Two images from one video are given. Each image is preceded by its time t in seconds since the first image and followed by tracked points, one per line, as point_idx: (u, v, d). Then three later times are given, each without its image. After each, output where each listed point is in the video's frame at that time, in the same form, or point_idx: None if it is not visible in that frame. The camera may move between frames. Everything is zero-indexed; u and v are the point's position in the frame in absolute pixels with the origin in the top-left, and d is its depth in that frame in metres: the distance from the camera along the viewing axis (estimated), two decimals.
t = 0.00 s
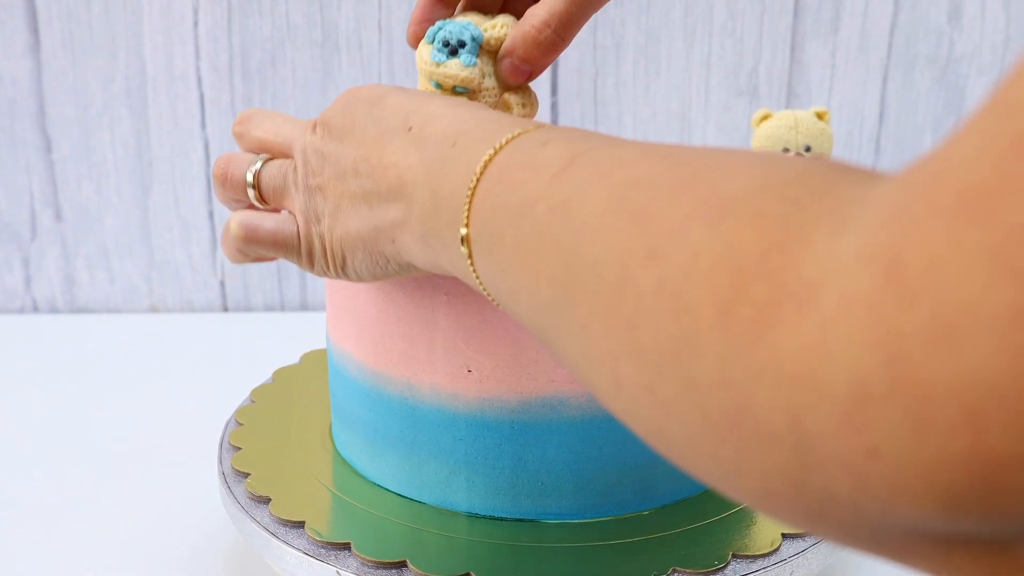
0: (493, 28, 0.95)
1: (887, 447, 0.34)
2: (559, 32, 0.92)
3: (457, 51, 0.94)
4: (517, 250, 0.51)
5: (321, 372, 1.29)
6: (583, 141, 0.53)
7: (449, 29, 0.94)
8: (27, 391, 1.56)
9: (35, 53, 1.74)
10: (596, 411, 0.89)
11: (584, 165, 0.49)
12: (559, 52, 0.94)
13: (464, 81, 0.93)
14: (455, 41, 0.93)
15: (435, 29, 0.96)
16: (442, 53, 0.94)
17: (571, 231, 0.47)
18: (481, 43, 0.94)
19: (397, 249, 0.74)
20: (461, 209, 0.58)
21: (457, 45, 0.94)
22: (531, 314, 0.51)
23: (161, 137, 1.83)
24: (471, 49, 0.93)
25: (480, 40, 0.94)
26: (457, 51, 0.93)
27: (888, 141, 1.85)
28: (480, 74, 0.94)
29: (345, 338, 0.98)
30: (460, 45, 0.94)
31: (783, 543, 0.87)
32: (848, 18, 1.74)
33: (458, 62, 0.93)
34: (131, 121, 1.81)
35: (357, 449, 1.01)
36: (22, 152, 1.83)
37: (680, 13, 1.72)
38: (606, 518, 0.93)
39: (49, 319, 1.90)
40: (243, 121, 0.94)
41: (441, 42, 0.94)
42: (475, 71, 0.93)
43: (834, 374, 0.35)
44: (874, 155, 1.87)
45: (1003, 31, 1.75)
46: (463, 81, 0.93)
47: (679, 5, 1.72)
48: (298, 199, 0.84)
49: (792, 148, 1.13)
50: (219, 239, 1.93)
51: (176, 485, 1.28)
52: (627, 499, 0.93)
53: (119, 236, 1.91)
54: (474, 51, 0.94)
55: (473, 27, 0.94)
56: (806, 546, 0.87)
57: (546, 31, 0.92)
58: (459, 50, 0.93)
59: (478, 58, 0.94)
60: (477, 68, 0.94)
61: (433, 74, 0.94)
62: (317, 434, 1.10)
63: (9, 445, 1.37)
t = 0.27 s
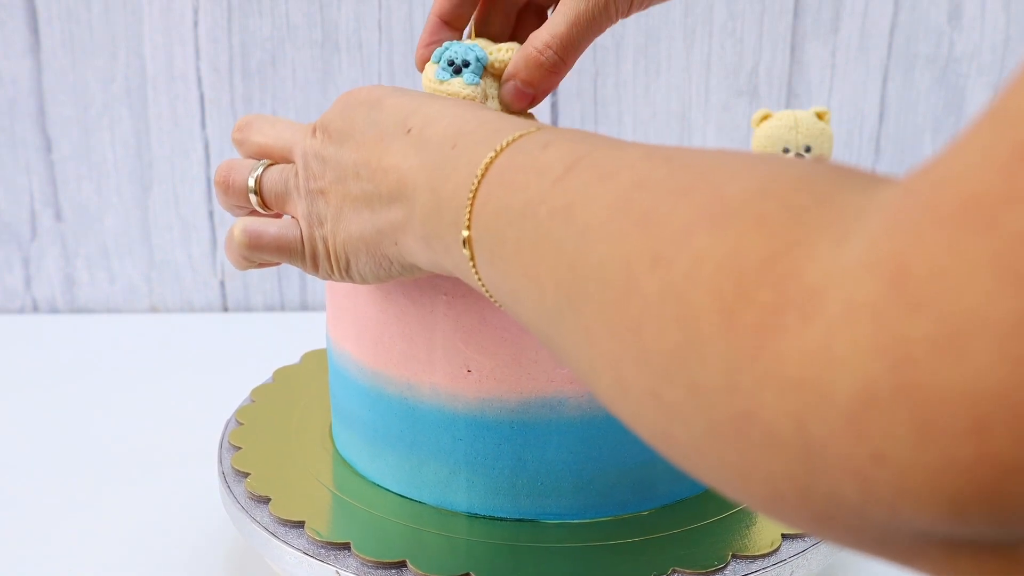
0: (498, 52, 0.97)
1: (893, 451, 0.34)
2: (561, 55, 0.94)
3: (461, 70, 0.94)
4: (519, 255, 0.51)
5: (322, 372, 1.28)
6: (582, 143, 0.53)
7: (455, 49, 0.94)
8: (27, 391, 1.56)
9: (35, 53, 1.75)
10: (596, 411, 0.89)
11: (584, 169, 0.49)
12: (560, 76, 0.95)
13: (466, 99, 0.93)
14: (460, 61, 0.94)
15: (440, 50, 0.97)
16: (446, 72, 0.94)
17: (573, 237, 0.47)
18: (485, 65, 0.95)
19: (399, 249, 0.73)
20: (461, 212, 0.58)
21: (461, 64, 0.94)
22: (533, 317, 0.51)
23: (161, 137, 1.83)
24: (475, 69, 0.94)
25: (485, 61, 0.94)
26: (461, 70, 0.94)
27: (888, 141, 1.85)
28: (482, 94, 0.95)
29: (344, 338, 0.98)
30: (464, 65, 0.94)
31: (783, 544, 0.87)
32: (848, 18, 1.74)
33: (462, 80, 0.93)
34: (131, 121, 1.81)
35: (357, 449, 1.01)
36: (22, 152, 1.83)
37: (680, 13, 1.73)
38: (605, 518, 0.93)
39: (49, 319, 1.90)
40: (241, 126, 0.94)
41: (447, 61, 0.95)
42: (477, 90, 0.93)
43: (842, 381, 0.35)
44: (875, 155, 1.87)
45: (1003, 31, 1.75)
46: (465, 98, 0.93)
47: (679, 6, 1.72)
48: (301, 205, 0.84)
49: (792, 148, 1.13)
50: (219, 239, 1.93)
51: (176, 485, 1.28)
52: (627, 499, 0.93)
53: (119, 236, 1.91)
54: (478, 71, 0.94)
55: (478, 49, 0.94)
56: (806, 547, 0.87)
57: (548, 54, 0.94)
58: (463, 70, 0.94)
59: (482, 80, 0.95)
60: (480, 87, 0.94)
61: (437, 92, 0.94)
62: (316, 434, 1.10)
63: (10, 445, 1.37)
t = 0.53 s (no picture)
0: (504, 58, 0.96)
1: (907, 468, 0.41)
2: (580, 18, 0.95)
3: (466, 72, 0.96)
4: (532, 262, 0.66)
5: (321, 372, 1.28)
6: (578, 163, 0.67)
7: (459, 52, 0.97)
8: (28, 390, 1.56)
9: (35, 53, 1.73)
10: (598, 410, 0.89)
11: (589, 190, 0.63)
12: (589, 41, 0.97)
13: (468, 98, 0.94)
14: (463, 62, 0.96)
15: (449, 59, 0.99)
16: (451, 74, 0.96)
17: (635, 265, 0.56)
18: (490, 68, 0.96)
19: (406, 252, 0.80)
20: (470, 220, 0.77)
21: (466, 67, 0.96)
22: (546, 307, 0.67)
23: (162, 137, 1.78)
24: (478, 70, 0.95)
25: (488, 64, 0.96)
26: (465, 72, 0.96)
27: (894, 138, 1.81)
28: (486, 98, 0.95)
29: (346, 338, 0.99)
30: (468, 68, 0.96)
31: (785, 543, 0.88)
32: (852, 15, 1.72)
33: (465, 81, 0.95)
34: (131, 121, 1.79)
35: (358, 449, 1.01)
36: (22, 151, 1.88)
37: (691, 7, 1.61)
38: (607, 517, 0.93)
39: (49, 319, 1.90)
40: (244, 131, 0.92)
41: (452, 65, 0.98)
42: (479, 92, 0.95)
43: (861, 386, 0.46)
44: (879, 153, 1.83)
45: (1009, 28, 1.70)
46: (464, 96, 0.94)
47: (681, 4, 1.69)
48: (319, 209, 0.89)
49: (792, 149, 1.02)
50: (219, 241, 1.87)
51: (176, 484, 1.28)
52: (629, 499, 0.93)
53: (119, 236, 1.91)
54: (481, 73, 0.96)
55: (483, 53, 0.96)
56: (807, 545, 0.87)
57: (564, 22, 0.95)
58: (467, 71, 0.96)
59: (486, 83, 0.96)
60: (483, 89, 0.95)
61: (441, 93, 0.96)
62: (317, 435, 1.10)
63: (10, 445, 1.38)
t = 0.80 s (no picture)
0: (493, 110, 0.98)
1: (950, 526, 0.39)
2: None
3: (455, 132, 0.97)
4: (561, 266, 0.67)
5: (317, 372, 1.28)
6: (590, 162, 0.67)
7: (447, 112, 0.97)
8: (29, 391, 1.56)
9: (35, 53, 1.75)
10: (602, 410, 0.89)
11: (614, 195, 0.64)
12: None
13: (460, 160, 0.96)
14: (452, 124, 0.97)
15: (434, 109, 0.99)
16: (440, 135, 0.97)
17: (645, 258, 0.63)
18: (479, 125, 0.98)
19: (398, 252, 0.88)
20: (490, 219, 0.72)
21: (455, 126, 0.97)
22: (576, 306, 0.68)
23: (160, 136, 1.83)
24: (468, 130, 0.97)
25: (477, 122, 0.97)
26: (454, 132, 0.97)
27: (888, 141, 1.84)
28: (478, 154, 0.97)
29: (346, 340, 0.98)
30: (457, 126, 0.97)
31: (790, 539, 0.88)
32: (847, 18, 1.74)
33: (456, 142, 0.96)
34: (132, 121, 1.82)
35: (360, 451, 1.00)
36: (22, 152, 1.84)
37: (680, 15, 1.70)
38: (611, 517, 0.93)
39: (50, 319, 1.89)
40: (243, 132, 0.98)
41: (440, 125, 0.97)
42: (470, 150, 0.96)
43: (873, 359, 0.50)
44: (874, 156, 1.85)
45: (1003, 30, 1.71)
46: (457, 159, 0.95)
47: (680, 5, 1.70)
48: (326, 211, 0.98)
49: (793, 148, 1.32)
50: (219, 240, 1.90)
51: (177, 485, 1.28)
52: (632, 498, 0.93)
53: (119, 236, 1.91)
54: (471, 131, 0.97)
55: (471, 110, 0.97)
56: (811, 542, 0.87)
57: None
58: (457, 132, 0.97)
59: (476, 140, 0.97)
60: (473, 148, 0.97)
61: (432, 156, 0.97)
62: (317, 437, 1.10)
63: (11, 445, 1.37)
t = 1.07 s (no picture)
0: (493, 111, 0.97)
1: None
2: None
3: (455, 132, 0.97)
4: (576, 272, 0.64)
5: (315, 372, 1.27)
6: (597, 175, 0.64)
7: (447, 112, 0.97)
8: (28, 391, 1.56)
9: (35, 53, 1.76)
10: (603, 410, 0.89)
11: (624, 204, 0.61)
12: None
13: (460, 160, 0.96)
14: (452, 124, 0.97)
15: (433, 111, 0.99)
16: (440, 135, 0.97)
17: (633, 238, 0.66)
18: (479, 125, 0.98)
19: (399, 252, 0.88)
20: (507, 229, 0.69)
21: (455, 126, 0.97)
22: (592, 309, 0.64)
23: (161, 137, 1.82)
24: (468, 130, 0.97)
25: (476, 122, 0.97)
26: (454, 132, 0.97)
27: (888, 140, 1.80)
28: (478, 155, 0.98)
29: (347, 341, 0.98)
30: (457, 126, 0.97)
31: (790, 539, 0.88)
32: (848, 18, 1.73)
33: (456, 142, 0.96)
34: (131, 121, 1.81)
35: (360, 452, 1.00)
36: (22, 152, 1.83)
37: (680, 15, 1.73)
38: (611, 517, 0.93)
39: (49, 319, 1.89)
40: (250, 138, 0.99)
41: (440, 125, 0.97)
42: (470, 150, 0.96)
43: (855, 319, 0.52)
44: (874, 155, 1.82)
45: (1003, 31, 1.73)
46: (457, 159, 0.95)
47: (679, 5, 1.72)
48: (326, 212, 0.99)
49: (793, 148, 1.32)
50: (219, 238, 1.91)
51: (177, 485, 1.28)
52: (633, 499, 0.93)
53: (119, 237, 1.91)
54: (471, 131, 0.97)
55: (471, 110, 0.97)
56: (812, 542, 0.88)
57: None
58: (457, 132, 0.97)
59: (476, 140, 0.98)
60: (473, 148, 0.97)
61: (432, 156, 0.97)
62: (316, 437, 1.10)
63: (12, 445, 1.37)
